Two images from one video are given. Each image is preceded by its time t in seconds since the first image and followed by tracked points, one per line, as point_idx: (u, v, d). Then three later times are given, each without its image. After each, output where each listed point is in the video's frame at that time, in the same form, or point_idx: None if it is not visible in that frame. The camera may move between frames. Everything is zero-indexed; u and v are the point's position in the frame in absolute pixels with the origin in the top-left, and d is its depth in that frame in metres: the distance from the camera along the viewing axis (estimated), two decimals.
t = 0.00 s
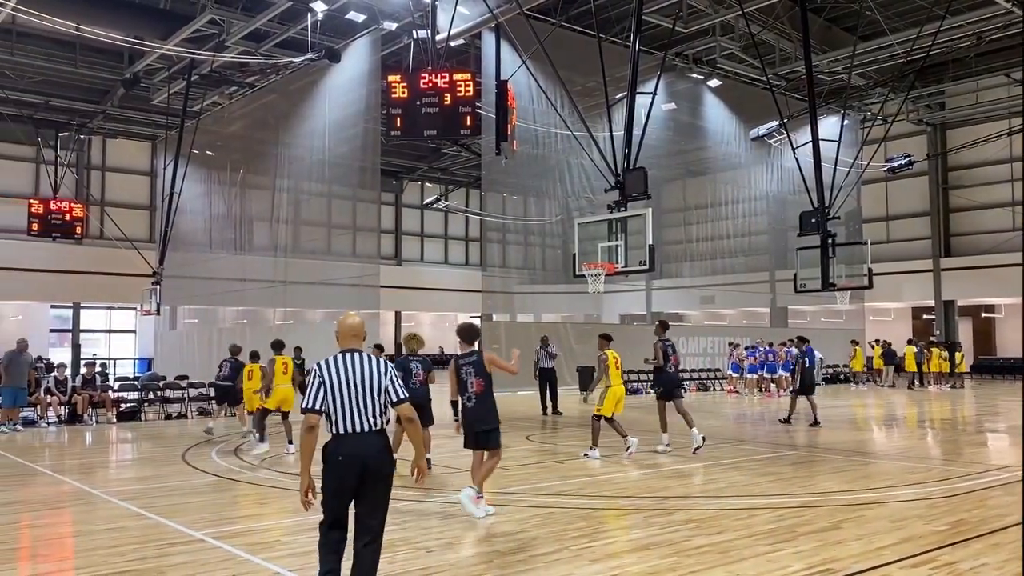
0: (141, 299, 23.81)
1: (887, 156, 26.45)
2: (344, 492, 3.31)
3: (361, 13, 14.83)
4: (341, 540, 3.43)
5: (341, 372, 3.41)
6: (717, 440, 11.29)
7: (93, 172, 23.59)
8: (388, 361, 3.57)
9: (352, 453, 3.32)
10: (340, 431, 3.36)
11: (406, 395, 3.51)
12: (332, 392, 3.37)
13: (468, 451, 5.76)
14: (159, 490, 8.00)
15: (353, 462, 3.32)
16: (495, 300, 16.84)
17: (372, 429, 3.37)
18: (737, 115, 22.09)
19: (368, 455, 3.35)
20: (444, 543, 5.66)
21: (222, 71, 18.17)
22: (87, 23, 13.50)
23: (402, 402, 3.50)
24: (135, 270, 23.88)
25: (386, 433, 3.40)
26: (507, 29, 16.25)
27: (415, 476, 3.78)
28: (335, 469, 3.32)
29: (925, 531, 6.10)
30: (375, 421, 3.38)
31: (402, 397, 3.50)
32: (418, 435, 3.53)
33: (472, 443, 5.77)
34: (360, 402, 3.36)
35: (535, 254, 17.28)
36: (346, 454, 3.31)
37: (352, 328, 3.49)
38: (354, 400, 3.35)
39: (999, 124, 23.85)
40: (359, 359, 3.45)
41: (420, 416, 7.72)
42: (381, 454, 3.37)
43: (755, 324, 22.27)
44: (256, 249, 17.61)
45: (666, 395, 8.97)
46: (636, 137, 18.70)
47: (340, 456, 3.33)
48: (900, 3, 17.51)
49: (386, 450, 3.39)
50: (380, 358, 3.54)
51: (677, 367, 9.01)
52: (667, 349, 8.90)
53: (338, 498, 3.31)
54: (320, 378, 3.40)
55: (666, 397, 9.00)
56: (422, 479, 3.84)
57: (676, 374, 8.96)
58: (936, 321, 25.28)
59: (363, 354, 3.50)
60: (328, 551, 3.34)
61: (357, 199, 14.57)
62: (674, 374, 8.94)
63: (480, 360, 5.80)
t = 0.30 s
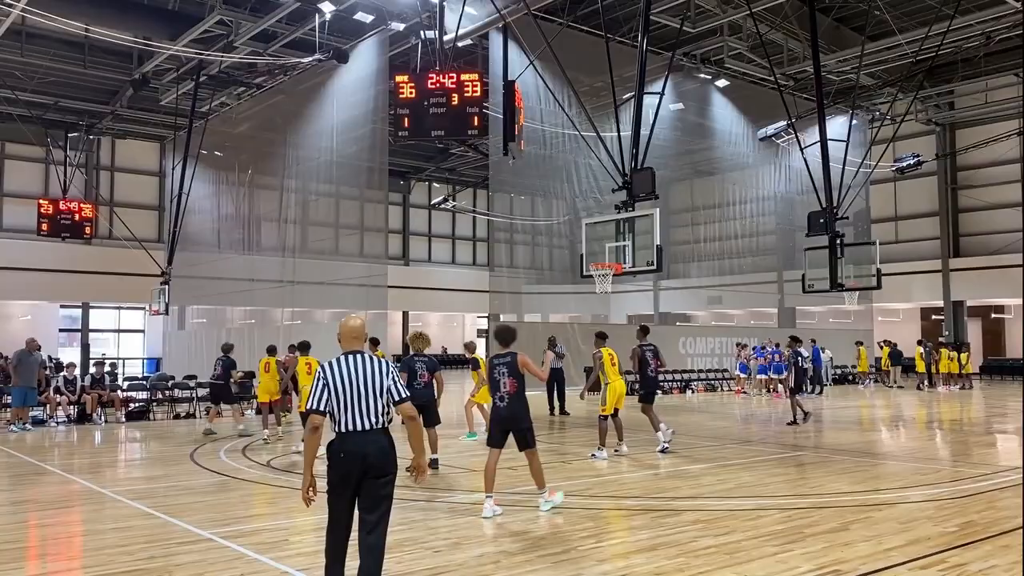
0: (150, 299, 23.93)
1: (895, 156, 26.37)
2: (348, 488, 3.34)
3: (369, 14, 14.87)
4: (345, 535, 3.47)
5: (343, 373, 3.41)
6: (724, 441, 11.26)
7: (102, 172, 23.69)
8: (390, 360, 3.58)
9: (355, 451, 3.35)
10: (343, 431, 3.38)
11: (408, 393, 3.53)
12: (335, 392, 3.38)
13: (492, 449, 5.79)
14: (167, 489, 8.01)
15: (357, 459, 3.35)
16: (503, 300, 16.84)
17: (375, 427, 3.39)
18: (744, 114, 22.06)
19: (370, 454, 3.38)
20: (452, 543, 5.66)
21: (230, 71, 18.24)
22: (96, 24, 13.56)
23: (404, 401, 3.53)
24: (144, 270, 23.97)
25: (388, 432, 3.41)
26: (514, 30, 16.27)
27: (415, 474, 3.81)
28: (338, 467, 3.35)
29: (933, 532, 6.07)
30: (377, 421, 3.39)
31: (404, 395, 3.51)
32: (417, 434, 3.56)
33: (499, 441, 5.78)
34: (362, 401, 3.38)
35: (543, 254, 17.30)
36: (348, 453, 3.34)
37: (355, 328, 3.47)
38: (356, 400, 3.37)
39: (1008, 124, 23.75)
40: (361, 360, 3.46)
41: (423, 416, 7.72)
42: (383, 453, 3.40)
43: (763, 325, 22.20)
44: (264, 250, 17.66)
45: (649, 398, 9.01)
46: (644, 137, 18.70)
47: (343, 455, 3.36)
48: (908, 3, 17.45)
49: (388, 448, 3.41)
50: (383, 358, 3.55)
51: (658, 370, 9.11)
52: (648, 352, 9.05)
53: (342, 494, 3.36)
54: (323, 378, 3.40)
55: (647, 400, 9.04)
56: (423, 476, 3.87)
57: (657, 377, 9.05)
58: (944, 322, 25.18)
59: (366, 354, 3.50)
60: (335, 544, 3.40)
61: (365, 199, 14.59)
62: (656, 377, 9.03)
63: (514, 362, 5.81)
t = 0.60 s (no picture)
0: (155, 299, 23.99)
1: (901, 156, 26.32)
2: (341, 477, 3.67)
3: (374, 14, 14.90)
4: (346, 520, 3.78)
5: (336, 369, 3.75)
6: (729, 441, 11.26)
7: (107, 173, 23.75)
8: (382, 356, 3.85)
9: (345, 443, 3.67)
10: (337, 423, 3.71)
11: (396, 386, 3.77)
12: (326, 388, 3.72)
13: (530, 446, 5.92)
14: (172, 489, 8.03)
15: (349, 450, 3.68)
16: (508, 300, 16.81)
17: (365, 421, 3.69)
18: (749, 114, 22.02)
19: (358, 445, 3.68)
20: (456, 543, 5.66)
21: (236, 72, 18.29)
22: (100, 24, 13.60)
23: (394, 393, 3.78)
24: (149, 270, 24.03)
25: (376, 424, 3.71)
26: (519, 30, 16.28)
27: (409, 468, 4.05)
28: (333, 458, 3.69)
29: (938, 533, 6.06)
30: (365, 414, 3.69)
31: (392, 388, 3.76)
32: (406, 426, 3.78)
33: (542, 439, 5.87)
34: (349, 396, 3.68)
35: (548, 255, 17.30)
36: (339, 445, 3.67)
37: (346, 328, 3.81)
38: (342, 395, 3.68)
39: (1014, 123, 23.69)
40: (354, 356, 3.78)
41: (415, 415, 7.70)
42: (370, 443, 3.69)
43: (768, 325, 22.10)
44: (269, 250, 17.65)
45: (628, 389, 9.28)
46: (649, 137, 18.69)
47: (337, 445, 3.70)
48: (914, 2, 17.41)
49: (377, 438, 3.71)
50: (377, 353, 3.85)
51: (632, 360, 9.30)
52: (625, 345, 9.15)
53: (337, 483, 3.68)
54: (316, 375, 3.76)
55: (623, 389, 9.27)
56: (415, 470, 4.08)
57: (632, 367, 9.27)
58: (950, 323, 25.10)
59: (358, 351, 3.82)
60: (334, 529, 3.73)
61: (370, 199, 14.58)
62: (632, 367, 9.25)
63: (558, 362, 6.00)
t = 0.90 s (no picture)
0: (158, 299, 24.06)
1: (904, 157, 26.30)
2: (343, 473, 3.72)
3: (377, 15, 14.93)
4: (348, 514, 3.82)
5: (336, 367, 3.79)
6: (732, 441, 11.27)
7: (111, 173, 23.80)
8: (383, 355, 3.87)
9: (347, 439, 3.72)
10: (337, 420, 3.75)
11: (391, 386, 3.74)
12: (327, 385, 3.77)
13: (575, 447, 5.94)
14: (176, 489, 8.05)
15: (350, 446, 3.72)
16: (511, 300, 16.84)
17: (365, 417, 3.73)
18: (752, 114, 22.03)
19: (359, 441, 3.73)
20: (459, 543, 5.67)
21: (239, 73, 18.31)
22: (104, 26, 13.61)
23: (389, 392, 3.75)
24: (153, 270, 24.10)
25: (376, 421, 3.75)
26: (522, 31, 16.28)
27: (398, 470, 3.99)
28: (334, 454, 3.73)
29: (942, 534, 6.06)
30: (366, 411, 3.73)
31: (387, 387, 3.74)
32: (399, 426, 3.78)
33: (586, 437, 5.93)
34: (347, 393, 3.71)
35: (551, 255, 17.31)
36: (341, 440, 3.71)
37: (351, 326, 3.85)
38: (341, 392, 3.72)
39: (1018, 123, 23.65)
40: (355, 353, 3.83)
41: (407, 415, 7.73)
42: (370, 439, 3.74)
43: (772, 325, 22.08)
44: (272, 250, 17.68)
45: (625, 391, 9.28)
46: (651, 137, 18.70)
47: (338, 442, 3.74)
48: (918, 2, 17.38)
49: (377, 435, 3.76)
50: (375, 353, 3.86)
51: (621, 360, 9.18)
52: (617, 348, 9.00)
53: (340, 479, 3.73)
54: (318, 371, 3.83)
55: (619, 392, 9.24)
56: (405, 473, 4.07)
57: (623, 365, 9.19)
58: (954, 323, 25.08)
59: (359, 350, 3.86)
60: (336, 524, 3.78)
61: (373, 200, 14.60)
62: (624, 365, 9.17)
63: (599, 360, 6.05)
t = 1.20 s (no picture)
0: (160, 299, 24.09)
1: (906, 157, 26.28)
2: (353, 472, 3.74)
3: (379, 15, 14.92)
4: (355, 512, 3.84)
5: (351, 368, 3.81)
6: (734, 441, 11.28)
7: (113, 174, 23.82)
8: (396, 357, 3.90)
9: (359, 440, 3.74)
10: (349, 419, 3.77)
11: (406, 388, 3.80)
12: (340, 384, 3.78)
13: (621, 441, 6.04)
14: (179, 489, 8.06)
15: (362, 445, 3.74)
16: (512, 300, 16.84)
17: (376, 418, 3.74)
18: (754, 114, 22.02)
19: (370, 442, 3.74)
20: (461, 543, 5.68)
21: (241, 73, 18.31)
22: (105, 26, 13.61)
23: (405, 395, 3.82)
24: (155, 270, 24.13)
25: (387, 422, 3.76)
26: (523, 31, 16.28)
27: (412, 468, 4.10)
28: (344, 454, 3.74)
29: (944, 534, 6.06)
30: (379, 411, 3.75)
31: (402, 390, 3.79)
32: (412, 428, 3.84)
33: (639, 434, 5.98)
34: (360, 395, 3.74)
35: (552, 255, 17.29)
36: (352, 440, 3.73)
37: (365, 328, 3.87)
38: (354, 394, 3.74)
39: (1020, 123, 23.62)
40: (370, 356, 3.84)
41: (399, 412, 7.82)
42: (381, 441, 3.76)
43: (774, 326, 22.07)
44: (274, 251, 17.69)
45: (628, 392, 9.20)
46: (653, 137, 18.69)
47: (349, 442, 3.75)
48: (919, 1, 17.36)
49: (387, 436, 3.78)
50: (390, 355, 3.90)
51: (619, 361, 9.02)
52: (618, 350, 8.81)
53: (349, 478, 3.74)
54: (331, 370, 3.84)
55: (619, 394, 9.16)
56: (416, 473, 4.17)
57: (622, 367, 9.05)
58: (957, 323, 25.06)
59: (373, 351, 3.88)
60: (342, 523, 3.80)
61: (374, 200, 14.60)
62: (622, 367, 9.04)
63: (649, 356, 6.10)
